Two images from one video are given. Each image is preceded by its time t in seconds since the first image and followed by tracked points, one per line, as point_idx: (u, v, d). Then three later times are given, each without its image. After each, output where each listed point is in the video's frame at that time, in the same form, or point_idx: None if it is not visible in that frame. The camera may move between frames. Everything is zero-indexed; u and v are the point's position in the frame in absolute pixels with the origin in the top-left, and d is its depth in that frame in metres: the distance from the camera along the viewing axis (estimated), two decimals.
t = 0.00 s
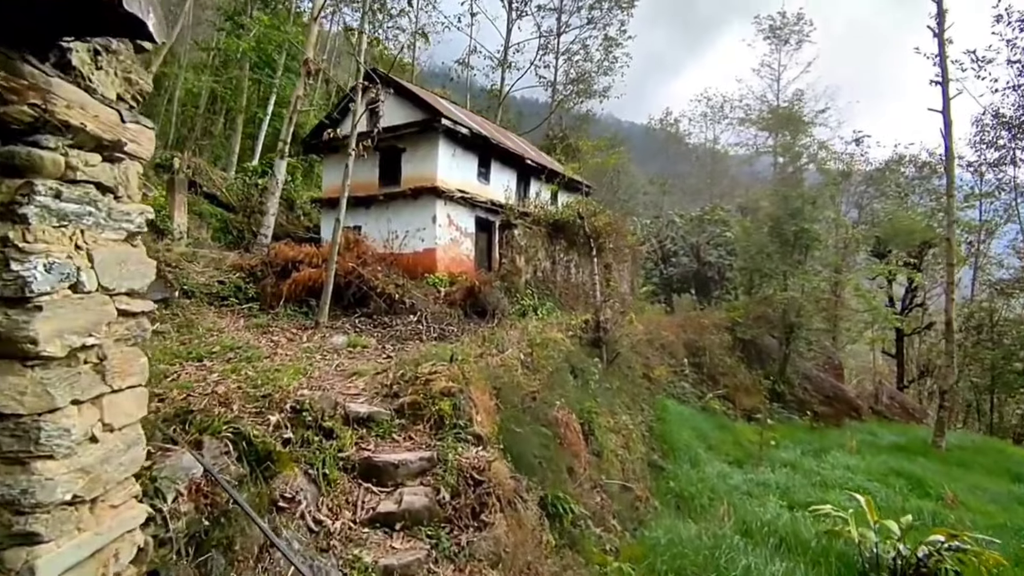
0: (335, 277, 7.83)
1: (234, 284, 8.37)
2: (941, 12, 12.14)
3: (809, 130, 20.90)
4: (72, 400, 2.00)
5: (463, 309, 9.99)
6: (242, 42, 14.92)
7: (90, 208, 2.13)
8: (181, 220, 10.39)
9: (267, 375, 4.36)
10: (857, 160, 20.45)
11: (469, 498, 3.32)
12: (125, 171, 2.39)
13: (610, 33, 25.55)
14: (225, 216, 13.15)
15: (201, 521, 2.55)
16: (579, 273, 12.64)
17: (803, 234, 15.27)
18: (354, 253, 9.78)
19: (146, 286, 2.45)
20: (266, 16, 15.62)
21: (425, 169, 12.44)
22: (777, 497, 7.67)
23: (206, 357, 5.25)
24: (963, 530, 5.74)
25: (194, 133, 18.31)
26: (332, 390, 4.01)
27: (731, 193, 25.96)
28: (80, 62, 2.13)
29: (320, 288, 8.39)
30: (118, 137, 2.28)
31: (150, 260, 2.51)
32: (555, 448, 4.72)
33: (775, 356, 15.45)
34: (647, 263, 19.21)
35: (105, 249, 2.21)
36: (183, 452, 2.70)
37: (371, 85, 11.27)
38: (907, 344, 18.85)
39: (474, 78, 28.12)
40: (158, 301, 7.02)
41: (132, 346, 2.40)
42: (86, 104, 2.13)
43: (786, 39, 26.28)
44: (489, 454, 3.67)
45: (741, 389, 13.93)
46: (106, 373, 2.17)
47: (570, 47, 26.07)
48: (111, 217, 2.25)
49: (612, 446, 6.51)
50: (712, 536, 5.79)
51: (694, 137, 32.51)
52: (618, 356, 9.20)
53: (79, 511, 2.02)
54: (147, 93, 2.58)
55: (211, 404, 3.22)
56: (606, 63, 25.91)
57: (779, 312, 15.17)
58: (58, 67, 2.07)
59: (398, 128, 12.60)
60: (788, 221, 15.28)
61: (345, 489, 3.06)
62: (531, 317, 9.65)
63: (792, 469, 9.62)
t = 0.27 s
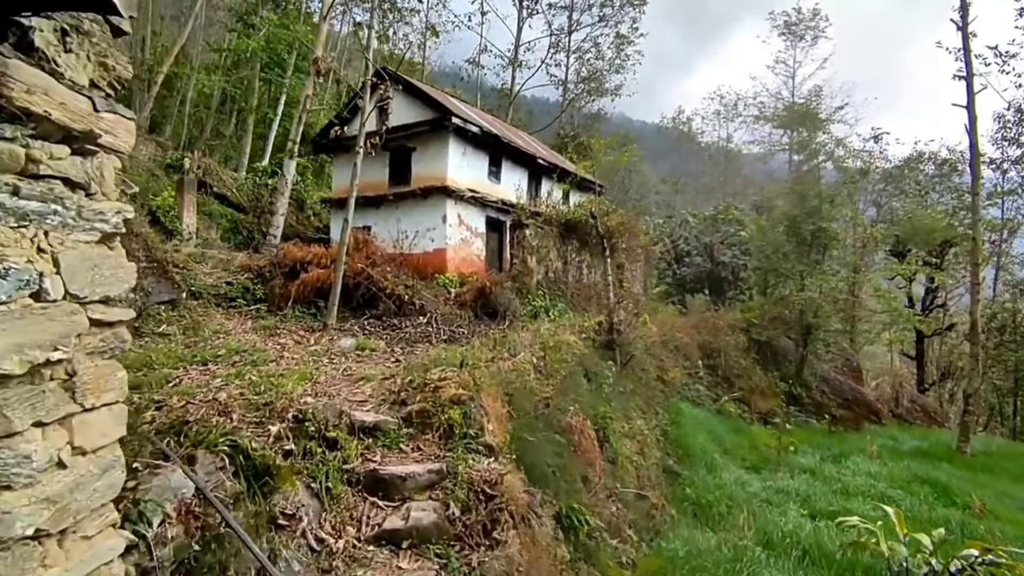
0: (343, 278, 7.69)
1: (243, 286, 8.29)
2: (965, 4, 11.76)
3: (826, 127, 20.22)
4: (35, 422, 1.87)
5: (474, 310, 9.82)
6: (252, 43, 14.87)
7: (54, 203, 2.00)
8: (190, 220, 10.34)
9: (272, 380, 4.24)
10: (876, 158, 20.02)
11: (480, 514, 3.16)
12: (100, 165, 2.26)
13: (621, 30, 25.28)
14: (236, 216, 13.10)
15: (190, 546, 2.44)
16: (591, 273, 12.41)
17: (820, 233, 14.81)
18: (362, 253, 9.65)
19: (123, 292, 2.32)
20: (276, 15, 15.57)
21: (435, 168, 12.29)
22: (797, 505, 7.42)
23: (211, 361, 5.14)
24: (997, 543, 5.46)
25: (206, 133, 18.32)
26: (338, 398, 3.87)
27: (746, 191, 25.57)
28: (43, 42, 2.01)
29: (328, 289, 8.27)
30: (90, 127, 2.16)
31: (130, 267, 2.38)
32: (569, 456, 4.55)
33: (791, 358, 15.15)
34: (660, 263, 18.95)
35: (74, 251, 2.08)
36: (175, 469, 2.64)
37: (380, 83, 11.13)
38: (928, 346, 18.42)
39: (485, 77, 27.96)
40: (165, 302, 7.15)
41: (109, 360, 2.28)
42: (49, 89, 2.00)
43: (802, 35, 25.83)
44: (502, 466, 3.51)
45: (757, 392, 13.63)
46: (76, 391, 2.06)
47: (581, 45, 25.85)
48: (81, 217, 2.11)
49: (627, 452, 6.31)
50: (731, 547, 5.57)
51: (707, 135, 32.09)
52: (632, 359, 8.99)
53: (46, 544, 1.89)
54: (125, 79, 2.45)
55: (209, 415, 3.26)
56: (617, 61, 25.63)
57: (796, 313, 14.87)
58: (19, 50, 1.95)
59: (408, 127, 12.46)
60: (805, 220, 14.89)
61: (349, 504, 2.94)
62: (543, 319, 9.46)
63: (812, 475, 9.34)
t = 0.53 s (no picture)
0: (352, 277, 7.54)
1: (251, 285, 8.18)
2: None
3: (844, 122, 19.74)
4: None
5: (485, 310, 9.64)
6: (262, 41, 14.80)
7: (17, 184, 1.89)
8: (199, 218, 10.27)
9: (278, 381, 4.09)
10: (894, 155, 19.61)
11: (496, 525, 2.99)
12: (73, 144, 2.15)
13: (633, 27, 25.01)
14: (246, 216, 13.03)
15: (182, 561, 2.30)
16: (604, 272, 12.18)
17: (839, 232, 14.32)
18: (372, 252, 9.51)
19: (98, 284, 2.18)
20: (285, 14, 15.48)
21: (446, 166, 12.13)
22: (820, 511, 7.16)
23: (216, 361, 5.00)
24: None
25: (217, 133, 18.31)
26: (345, 401, 3.71)
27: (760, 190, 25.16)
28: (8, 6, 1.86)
29: (337, 288, 8.12)
30: (65, 102, 2.04)
31: (110, 259, 2.26)
32: (586, 462, 4.36)
33: (809, 359, 14.82)
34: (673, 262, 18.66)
35: (40, 236, 1.95)
36: (166, 479, 2.50)
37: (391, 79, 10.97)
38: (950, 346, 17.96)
39: (496, 76, 27.80)
40: (173, 301, 7.02)
41: (85, 361, 2.13)
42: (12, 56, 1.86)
43: (818, 30, 25.39)
44: (517, 474, 3.34)
45: (774, 393, 13.33)
46: (43, 398, 1.91)
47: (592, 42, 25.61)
48: (49, 200, 1.99)
49: (644, 456, 6.10)
50: (754, 556, 5.33)
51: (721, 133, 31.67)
52: (647, 360, 8.76)
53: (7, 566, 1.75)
54: (107, 50, 2.29)
55: (211, 419, 3.09)
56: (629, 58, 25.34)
57: (814, 313, 14.55)
58: None
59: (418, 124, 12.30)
60: (824, 217, 14.39)
61: (356, 514, 2.79)
62: (556, 318, 9.26)
63: (833, 480, 9.06)
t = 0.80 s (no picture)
0: (362, 277, 7.37)
1: (260, 285, 8.06)
2: None
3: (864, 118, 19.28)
4: None
5: (498, 311, 9.43)
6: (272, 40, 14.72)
7: None
8: (210, 218, 10.19)
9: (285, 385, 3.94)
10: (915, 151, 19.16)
11: (515, 545, 2.82)
12: (31, 121, 1.96)
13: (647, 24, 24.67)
14: (257, 216, 12.95)
15: None
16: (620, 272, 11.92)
17: (861, 230, 13.67)
18: (383, 252, 9.35)
19: (60, 287, 2.01)
20: (296, 13, 15.40)
21: (458, 164, 11.95)
22: (847, 521, 6.88)
23: (223, 364, 4.85)
24: None
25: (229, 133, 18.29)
26: (354, 408, 3.54)
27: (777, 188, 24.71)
28: None
29: (348, 288, 7.96)
30: (20, 72, 1.86)
31: (76, 256, 2.11)
32: (607, 471, 4.16)
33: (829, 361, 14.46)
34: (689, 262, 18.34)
35: None
36: (152, 501, 2.36)
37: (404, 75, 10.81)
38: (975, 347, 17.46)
39: (508, 75, 27.61)
40: (181, 302, 6.88)
41: (46, 375, 1.97)
42: None
43: (836, 25, 24.88)
44: (537, 489, 3.18)
45: (794, 396, 13.00)
46: None
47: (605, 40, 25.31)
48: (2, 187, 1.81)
49: (665, 464, 5.87)
50: (782, 570, 5.09)
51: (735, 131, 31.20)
52: (666, 362, 8.51)
53: None
54: (72, 16, 2.14)
55: (211, 429, 2.99)
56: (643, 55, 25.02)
57: (834, 314, 14.20)
58: None
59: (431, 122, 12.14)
60: (844, 215, 13.81)
61: (365, 533, 2.66)
62: (571, 320, 9.05)
63: (859, 487, 8.75)
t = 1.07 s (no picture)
0: (370, 279, 7.24)
1: (268, 287, 7.96)
2: None
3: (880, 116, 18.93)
4: None
5: (509, 313, 9.28)
6: (281, 40, 14.64)
7: None
8: (218, 219, 10.12)
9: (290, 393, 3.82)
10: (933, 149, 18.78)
11: (532, 569, 2.67)
12: None
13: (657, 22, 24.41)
14: (266, 216, 12.88)
15: None
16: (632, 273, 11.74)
17: (878, 230, 13.37)
18: (392, 252, 9.22)
19: (18, 302, 1.88)
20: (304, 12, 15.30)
21: (468, 164, 11.81)
22: (869, 531, 6.67)
23: (229, 369, 4.74)
24: None
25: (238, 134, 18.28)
26: (362, 418, 3.41)
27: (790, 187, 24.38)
28: None
29: (356, 290, 7.84)
30: None
31: (37, 267, 1.98)
32: (625, 483, 4.00)
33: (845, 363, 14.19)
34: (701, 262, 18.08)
35: None
36: (137, 530, 2.20)
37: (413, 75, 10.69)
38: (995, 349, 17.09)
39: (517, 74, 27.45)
40: (187, 304, 6.77)
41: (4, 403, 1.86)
42: None
43: (850, 21, 24.49)
44: (553, 507, 3.04)
45: (809, 399, 12.74)
46: None
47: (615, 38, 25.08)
48: None
49: (682, 472, 5.69)
50: None
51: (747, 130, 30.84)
52: (680, 366, 8.32)
53: None
54: None
55: (208, 446, 2.86)
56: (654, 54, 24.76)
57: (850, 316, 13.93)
58: None
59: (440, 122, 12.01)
60: (862, 214, 13.58)
61: (372, 555, 2.52)
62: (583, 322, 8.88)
63: (880, 494, 8.51)
